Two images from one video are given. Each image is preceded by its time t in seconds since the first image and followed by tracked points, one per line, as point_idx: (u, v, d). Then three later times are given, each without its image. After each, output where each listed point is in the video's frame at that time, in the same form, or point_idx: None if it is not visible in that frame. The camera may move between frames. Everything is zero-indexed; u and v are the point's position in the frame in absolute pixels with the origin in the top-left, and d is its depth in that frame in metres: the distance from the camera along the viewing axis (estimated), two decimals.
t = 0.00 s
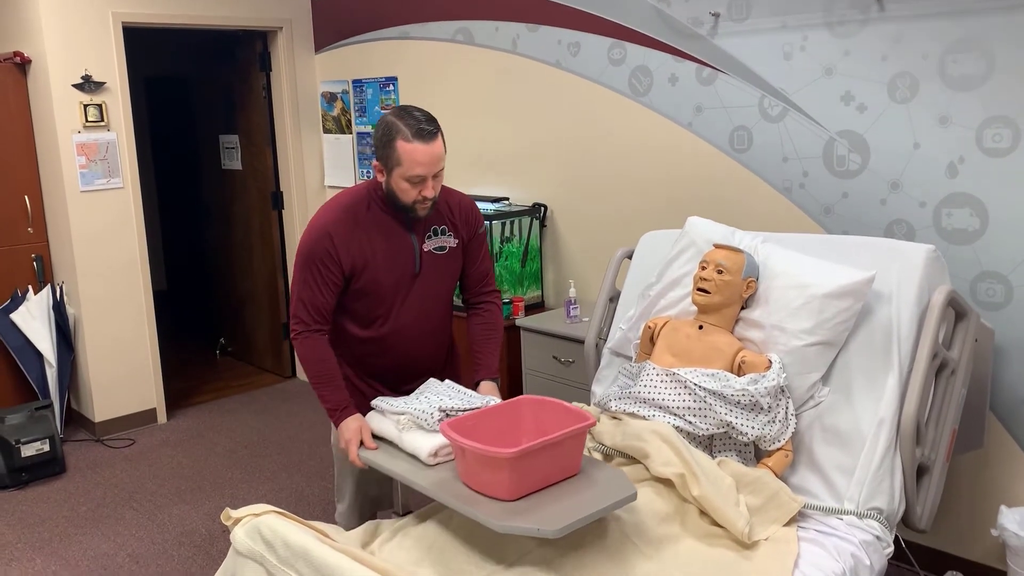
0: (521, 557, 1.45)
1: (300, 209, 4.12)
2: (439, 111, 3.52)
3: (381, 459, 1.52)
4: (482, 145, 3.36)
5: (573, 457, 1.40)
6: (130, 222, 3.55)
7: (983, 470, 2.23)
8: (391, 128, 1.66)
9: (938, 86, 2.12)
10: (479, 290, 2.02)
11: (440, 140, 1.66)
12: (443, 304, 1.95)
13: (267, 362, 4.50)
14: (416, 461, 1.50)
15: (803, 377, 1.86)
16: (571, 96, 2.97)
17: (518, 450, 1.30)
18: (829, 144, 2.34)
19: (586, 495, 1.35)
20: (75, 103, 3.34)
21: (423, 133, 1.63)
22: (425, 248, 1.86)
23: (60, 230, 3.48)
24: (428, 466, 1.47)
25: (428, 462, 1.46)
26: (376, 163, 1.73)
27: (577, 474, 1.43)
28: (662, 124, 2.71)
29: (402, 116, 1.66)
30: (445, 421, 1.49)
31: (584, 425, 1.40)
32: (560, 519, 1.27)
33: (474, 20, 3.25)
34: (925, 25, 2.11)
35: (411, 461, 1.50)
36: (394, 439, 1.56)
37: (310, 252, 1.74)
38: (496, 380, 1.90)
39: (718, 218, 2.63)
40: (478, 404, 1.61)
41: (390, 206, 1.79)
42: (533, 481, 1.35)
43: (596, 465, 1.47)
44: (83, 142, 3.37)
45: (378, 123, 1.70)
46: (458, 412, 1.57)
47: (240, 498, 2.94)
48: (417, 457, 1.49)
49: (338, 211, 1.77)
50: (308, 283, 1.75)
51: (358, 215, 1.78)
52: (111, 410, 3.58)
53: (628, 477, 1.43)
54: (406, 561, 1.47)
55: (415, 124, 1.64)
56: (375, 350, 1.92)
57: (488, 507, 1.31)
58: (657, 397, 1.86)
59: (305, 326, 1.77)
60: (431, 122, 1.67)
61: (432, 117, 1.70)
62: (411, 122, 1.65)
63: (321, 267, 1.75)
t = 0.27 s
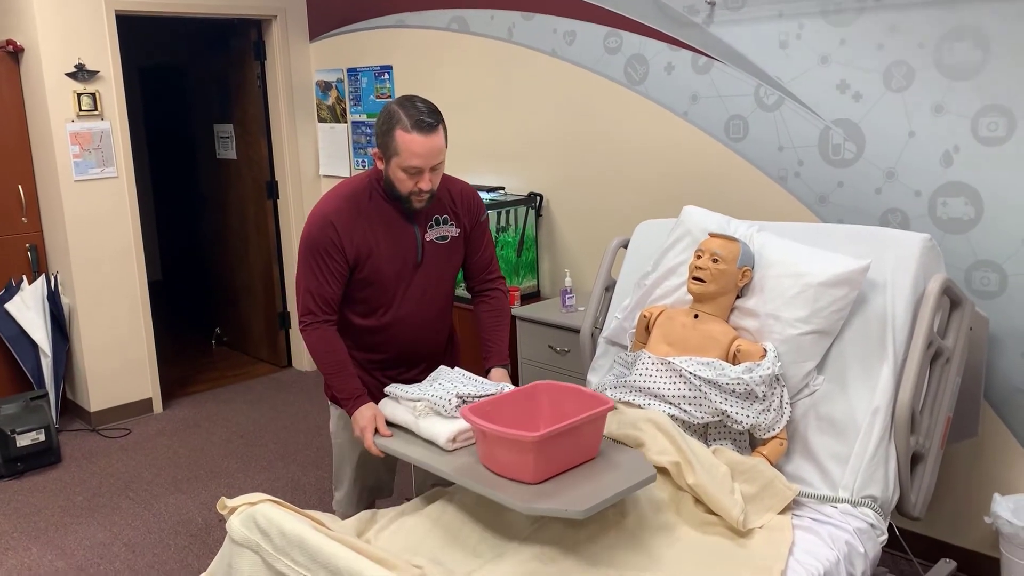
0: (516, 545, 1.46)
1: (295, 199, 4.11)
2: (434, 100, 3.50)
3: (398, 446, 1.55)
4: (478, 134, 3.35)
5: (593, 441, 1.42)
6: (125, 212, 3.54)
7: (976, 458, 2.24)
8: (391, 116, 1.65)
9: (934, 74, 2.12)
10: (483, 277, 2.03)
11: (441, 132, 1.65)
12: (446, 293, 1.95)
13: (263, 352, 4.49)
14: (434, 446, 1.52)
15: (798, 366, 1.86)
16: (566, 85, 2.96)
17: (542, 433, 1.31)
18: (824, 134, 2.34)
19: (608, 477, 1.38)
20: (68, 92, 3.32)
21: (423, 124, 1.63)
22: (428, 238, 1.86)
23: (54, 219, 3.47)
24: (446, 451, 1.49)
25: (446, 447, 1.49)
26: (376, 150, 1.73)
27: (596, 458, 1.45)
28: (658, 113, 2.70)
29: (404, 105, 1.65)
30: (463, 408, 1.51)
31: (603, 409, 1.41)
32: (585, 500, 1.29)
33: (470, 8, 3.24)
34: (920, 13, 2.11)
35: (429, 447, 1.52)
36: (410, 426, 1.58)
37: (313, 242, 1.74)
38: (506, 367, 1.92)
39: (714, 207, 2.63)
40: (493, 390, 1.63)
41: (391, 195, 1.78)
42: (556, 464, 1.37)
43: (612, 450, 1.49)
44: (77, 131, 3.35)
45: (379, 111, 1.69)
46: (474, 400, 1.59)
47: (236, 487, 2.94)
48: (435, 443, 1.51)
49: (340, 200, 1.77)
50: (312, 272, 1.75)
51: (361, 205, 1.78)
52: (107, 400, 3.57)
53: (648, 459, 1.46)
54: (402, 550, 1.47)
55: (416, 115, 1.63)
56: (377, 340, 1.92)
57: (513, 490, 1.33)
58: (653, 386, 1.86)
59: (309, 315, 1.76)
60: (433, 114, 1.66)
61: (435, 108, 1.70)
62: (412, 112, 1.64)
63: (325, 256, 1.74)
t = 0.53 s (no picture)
0: (513, 535, 1.47)
1: (291, 190, 4.10)
2: (430, 91, 3.50)
3: (405, 432, 1.58)
4: (474, 125, 3.35)
5: (599, 426, 1.48)
6: (120, 203, 3.53)
7: (971, 448, 2.24)
8: (383, 104, 1.65)
9: (929, 65, 2.12)
10: (479, 265, 2.04)
11: (432, 121, 1.65)
12: (442, 282, 1.95)
13: (259, 343, 4.49)
14: (441, 433, 1.56)
15: (794, 356, 1.86)
16: (562, 75, 2.96)
17: (554, 419, 1.37)
18: (820, 124, 2.34)
19: (616, 459, 1.44)
20: (62, 82, 3.31)
21: (414, 112, 1.62)
22: (424, 227, 1.86)
23: (49, 211, 3.46)
24: (454, 437, 1.53)
25: (455, 433, 1.53)
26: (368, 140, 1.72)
27: (602, 441, 1.51)
28: (654, 104, 2.70)
29: (395, 94, 1.65)
30: (472, 394, 1.55)
31: (608, 394, 1.48)
32: (597, 481, 1.35)
33: None
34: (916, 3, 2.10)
35: (437, 433, 1.56)
36: (416, 413, 1.62)
37: (309, 230, 1.74)
38: (507, 353, 1.93)
39: (710, 198, 2.63)
40: (498, 376, 1.67)
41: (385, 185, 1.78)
42: (566, 448, 1.42)
43: (614, 434, 1.55)
44: (72, 122, 3.34)
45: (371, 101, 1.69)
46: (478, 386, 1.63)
47: (232, 478, 2.94)
48: (443, 429, 1.55)
49: (333, 189, 1.77)
50: (308, 261, 1.75)
51: (357, 194, 1.77)
52: (103, 391, 3.57)
53: (652, 442, 1.53)
54: (398, 540, 1.47)
55: (407, 103, 1.63)
56: (373, 329, 1.92)
57: (527, 473, 1.38)
58: (648, 377, 1.86)
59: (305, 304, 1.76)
60: (423, 102, 1.66)
61: (428, 97, 1.69)
62: (403, 100, 1.64)
63: (321, 245, 1.75)
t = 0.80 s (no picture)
0: (513, 526, 1.48)
1: (291, 184, 4.10)
2: (429, 84, 3.49)
3: (407, 424, 1.58)
4: (474, 118, 3.34)
5: (599, 418, 1.49)
6: (119, 196, 3.53)
7: (970, 440, 2.25)
8: (376, 94, 1.66)
9: (929, 58, 2.12)
10: (476, 257, 2.05)
11: (425, 110, 1.65)
12: (440, 274, 1.95)
13: (259, 336, 4.50)
14: (443, 424, 1.57)
15: (793, 349, 1.87)
16: (562, 68, 2.95)
17: (555, 411, 1.37)
18: (820, 117, 2.34)
19: (616, 451, 1.44)
20: (61, 75, 3.30)
21: (406, 101, 1.63)
22: (421, 218, 1.86)
23: (48, 204, 3.45)
24: (456, 429, 1.54)
25: (457, 425, 1.54)
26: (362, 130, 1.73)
27: (602, 433, 1.51)
28: (654, 97, 2.70)
29: (388, 84, 1.66)
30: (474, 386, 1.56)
31: (609, 387, 1.48)
32: (598, 473, 1.35)
33: None
34: None
35: (438, 425, 1.57)
36: (417, 404, 1.62)
37: (305, 221, 1.75)
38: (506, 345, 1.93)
39: (710, 190, 2.63)
40: (500, 368, 1.67)
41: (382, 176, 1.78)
42: (567, 440, 1.43)
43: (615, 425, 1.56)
44: (71, 115, 3.33)
45: (366, 91, 1.70)
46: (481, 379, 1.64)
47: (233, 471, 2.95)
48: (444, 421, 1.56)
49: (329, 180, 1.77)
50: (306, 250, 1.76)
51: (352, 185, 1.78)
52: (103, 384, 3.58)
53: (652, 434, 1.53)
54: (398, 532, 1.47)
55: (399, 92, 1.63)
56: (373, 322, 1.92)
57: (528, 465, 1.39)
58: (648, 369, 1.87)
59: (304, 294, 1.78)
60: (417, 92, 1.66)
61: (422, 88, 1.70)
62: (396, 90, 1.65)
63: (318, 235, 1.76)
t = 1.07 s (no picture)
0: (515, 518, 1.48)
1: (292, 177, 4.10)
2: (431, 77, 3.49)
3: (408, 417, 1.59)
4: (475, 111, 3.34)
5: (600, 411, 1.49)
6: (120, 189, 3.53)
7: (971, 433, 2.25)
8: (372, 84, 1.65)
9: (931, 50, 2.11)
10: (477, 250, 2.05)
11: (420, 101, 1.64)
12: (442, 265, 1.95)
13: (260, 330, 4.50)
14: (443, 417, 1.57)
15: (794, 342, 1.87)
16: (564, 61, 2.95)
17: (556, 404, 1.37)
18: (822, 110, 2.34)
19: (617, 444, 1.44)
20: (62, 68, 3.30)
21: (401, 91, 1.62)
22: (422, 210, 1.86)
23: (49, 197, 3.45)
24: (457, 422, 1.54)
25: (457, 418, 1.54)
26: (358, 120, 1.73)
27: (603, 425, 1.51)
28: (656, 90, 2.69)
29: (385, 74, 1.65)
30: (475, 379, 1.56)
31: (610, 379, 1.48)
32: (599, 466, 1.35)
33: None
34: None
35: (439, 418, 1.57)
36: (418, 397, 1.62)
37: (307, 214, 1.75)
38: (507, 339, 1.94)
39: (711, 183, 2.63)
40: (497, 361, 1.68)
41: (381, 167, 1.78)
42: (568, 432, 1.43)
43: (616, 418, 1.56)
44: (72, 108, 3.33)
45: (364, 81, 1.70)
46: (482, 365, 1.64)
47: (234, 464, 2.95)
48: (445, 414, 1.56)
49: (329, 174, 1.78)
50: (311, 243, 1.76)
51: (353, 178, 1.78)
52: (104, 377, 3.58)
53: (653, 427, 1.53)
54: (400, 524, 1.48)
55: (394, 82, 1.63)
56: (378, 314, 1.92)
57: (529, 457, 1.39)
58: (650, 362, 1.87)
59: (309, 287, 1.78)
60: (413, 82, 1.65)
61: (420, 79, 1.69)
62: (392, 80, 1.64)
63: (322, 228, 1.76)
